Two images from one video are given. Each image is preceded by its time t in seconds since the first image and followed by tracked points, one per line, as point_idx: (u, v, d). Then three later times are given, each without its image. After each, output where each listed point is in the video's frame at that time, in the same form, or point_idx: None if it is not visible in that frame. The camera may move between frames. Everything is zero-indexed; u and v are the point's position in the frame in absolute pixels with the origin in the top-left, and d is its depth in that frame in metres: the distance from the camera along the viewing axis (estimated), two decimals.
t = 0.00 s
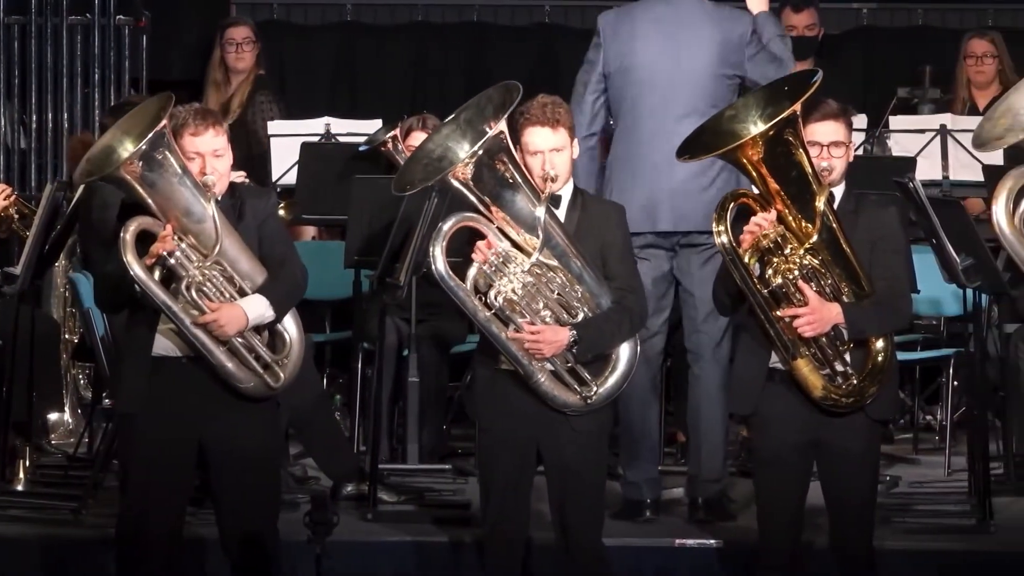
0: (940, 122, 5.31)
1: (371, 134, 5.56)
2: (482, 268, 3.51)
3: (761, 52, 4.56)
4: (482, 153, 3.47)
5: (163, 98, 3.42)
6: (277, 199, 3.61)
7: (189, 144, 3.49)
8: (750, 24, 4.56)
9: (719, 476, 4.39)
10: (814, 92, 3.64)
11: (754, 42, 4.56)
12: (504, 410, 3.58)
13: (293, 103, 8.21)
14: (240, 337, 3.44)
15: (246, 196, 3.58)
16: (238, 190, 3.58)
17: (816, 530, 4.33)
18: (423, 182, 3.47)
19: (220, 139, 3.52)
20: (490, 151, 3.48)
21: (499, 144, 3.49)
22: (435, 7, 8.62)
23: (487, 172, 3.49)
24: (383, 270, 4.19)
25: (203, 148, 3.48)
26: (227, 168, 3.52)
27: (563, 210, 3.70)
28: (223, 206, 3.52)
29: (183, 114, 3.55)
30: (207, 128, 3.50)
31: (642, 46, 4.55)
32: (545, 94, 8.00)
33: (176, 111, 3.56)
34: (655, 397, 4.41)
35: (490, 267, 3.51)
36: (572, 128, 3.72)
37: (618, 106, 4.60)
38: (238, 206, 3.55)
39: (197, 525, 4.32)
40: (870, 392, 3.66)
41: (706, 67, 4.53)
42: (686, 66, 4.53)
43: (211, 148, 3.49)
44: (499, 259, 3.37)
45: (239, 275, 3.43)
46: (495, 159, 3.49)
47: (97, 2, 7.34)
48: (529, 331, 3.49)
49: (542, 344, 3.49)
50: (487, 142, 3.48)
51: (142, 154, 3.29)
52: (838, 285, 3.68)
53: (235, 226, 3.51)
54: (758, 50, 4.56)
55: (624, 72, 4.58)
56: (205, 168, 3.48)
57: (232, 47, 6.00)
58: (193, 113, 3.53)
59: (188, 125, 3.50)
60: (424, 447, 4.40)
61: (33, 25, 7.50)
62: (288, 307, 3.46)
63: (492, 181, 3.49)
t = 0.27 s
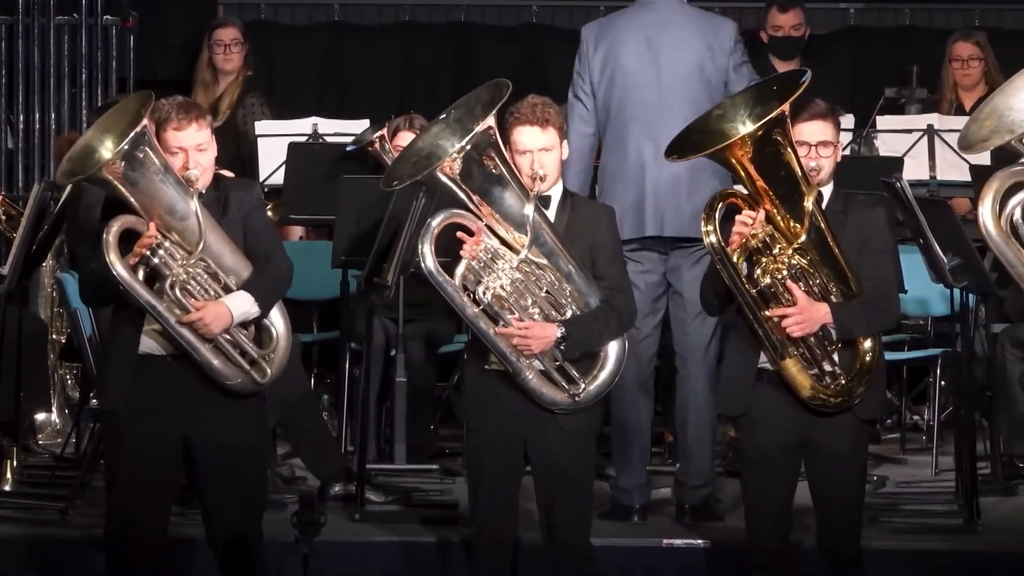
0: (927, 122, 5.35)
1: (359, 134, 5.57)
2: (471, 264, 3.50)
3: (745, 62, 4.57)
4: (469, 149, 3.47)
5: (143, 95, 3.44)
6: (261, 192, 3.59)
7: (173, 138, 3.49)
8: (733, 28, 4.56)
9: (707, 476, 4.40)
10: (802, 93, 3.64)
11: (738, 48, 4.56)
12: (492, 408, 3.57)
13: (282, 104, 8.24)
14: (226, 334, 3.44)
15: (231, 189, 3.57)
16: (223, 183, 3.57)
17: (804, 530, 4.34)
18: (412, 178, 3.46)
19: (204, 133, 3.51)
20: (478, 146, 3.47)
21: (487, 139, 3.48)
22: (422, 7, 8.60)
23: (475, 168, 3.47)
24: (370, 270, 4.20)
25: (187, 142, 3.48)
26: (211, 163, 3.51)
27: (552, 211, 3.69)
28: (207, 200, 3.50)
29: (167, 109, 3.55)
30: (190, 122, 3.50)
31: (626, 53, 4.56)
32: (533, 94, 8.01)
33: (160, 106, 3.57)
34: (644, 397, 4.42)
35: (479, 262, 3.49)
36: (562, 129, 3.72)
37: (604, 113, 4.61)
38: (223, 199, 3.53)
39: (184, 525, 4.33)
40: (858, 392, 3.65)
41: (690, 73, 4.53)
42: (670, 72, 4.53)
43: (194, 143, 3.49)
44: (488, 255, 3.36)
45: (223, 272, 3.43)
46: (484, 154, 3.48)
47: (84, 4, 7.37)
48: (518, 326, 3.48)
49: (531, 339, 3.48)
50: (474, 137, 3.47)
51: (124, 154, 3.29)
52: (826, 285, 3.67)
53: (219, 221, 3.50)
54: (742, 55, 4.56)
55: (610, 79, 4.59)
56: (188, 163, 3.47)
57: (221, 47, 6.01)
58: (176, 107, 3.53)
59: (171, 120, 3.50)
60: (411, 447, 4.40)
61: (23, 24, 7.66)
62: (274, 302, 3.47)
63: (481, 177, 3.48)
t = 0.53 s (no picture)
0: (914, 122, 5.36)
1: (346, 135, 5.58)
2: (458, 255, 3.50)
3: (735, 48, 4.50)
4: (456, 139, 3.51)
5: (129, 91, 3.43)
6: (245, 187, 3.61)
7: (158, 134, 3.49)
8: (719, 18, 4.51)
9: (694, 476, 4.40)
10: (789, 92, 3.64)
11: (726, 37, 4.51)
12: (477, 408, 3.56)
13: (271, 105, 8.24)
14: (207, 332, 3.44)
15: (215, 184, 3.58)
16: (208, 178, 3.58)
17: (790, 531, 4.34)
18: (397, 166, 3.48)
19: (189, 129, 3.52)
20: (466, 136, 3.51)
21: (475, 129, 3.51)
22: (410, 7, 8.43)
23: (464, 159, 3.51)
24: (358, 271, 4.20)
25: (172, 138, 3.49)
26: (196, 158, 3.54)
27: (541, 213, 3.70)
28: (191, 196, 3.52)
29: (151, 104, 3.53)
30: (175, 118, 3.50)
31: (611, 53, 4.57)
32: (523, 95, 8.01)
33: (145, 99, 3.56)
34: (634, 396, 4.43)
35: (467, 254, 3.50)
36: (552, 129, 3.72)
37: (594, 115, 4.63)
38: (207, 194, 3.55)
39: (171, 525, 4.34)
40: (847, 392, 3.64)
41: (677, 68, 4.51)
42: (656, 69, 4.52)
43: (180, 138, 3.50)
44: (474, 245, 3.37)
45: (205, 270, 3.43)
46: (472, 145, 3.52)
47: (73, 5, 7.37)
48: (503, 318, 3.48)
49: (517, 332, 3.47)
50: (462, 127, 3.51)
51: (110, 151, 3.29)
52: (814, 284, 3.66)
53: (203, 218, 3.51)
54: (730, 43, 4.51)
55: (598, 81, 4.60)
56: (173, 159, 3.49)
57: (210, 48, 6.06)
58: (161, 102, 3.52)
59: (156, 116, 3.49)
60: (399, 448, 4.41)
61: (13, 25, 7.68)
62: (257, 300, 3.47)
63: (470, 169, 3.52)
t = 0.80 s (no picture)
0: (902, 122, 5.36)
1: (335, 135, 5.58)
2: (447, 252, 3.49)
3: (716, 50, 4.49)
4: (444, 136, 3.52)
5: (117, 91, 3.42)
6: (233, 189, 3.60)
7: (146, 135, 3.49)
8: (702, 19, 4.49)
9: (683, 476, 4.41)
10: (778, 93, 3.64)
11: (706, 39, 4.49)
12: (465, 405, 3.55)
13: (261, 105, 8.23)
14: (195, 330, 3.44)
15: (204, 187, 3.57)
16: (196, 180, 3.57)
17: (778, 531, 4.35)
18: (386, 163, 3.51)
19: (177, 130, 3.51)
20: (455, 132, 3.53)
21: (464, 125, 3.53)
22: (399, 7, 8.47)
23: (453, 156, 3.53)
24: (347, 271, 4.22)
25: (160, 139, 3.49)
26: (184, 159, 3.54)
27: (530, 216, 3.70)
28: (179, 198, 3.51)
29: (139, 105, 3.54)
30: (163, 119, 3.50)
31: (595, 56, 4.62)
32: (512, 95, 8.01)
33: (133, 100, 3.56)
34: (624, 397, 4.44)
35: (456, 251, 3.49)
36: (543, 131, 3.72)
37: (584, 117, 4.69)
38: (195, 196, 3.54)
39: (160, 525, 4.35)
40: (836, 392, 3.62)
41: (658, 69, 4.52)
42: (637, 70, 4.54)
43: (168, 139, 3.50)
44: (462, 242, 3.37)
45: (193, 269, 3.43)
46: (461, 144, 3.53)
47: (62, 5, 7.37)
48: (489, 317, 3.48)
49: (504, 330, 3.47)
50: (450, 123, 3.53)
51: (95, 149, 3.28)
52: (803, 284, 3.65)
53: (191, 219, 3.51)
54: (710, 46, 4.49)
55: (585, 84, 4.66)
56: (161, 160, 3.49)
57: (203, 45, 6.13)
58: (149, 104, 3.52)
59: (144, 117, 3.50)
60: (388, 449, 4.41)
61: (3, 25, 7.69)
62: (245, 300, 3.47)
63: (459, 166, 3.53)
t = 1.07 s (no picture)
0: (889, 122, 5.37)
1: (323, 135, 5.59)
2: (433, 253, 3.49)
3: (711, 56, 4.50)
4: (431, 135, 3.53)
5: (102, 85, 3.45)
6: (221, 189, 3.61)
7: (133, 134, 3.50)
8: (699, 23, 4.50)
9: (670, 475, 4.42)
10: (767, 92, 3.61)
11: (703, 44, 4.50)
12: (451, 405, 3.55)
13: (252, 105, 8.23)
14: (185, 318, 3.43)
15: (191, 186, 3.59)
16: (183, 181, 3.59)
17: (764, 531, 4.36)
18: (373, 163, 3.52)
19: (164, 129, 3.52)
20: (442, 132, 3.53)
21: (451, 126, 3.53)
22: (387, 7, 8.46)
23: (439, 156, 3.52)
24: (334, 270, 4.21)
25: (147, 138, 3.49)
26: (171, 159, 3.54)
27: (519, 216, 3.68)
28: (167, 196, 3.52)
29: (127, 105, 3.56)
30: (150, 117, 3.51)
31: (591, 54, 4.62)
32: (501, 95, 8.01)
33: (121, 102, 3.58)
34: (613, 396, 4.44)
35: (442, 253, 3.49)
36: (531, 131, 3.72)
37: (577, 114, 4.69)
38: (183, 195, 3.55)
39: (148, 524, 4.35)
40: (824, 391, 3.62)
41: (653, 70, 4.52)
42: (632, 70, 4.55)
43: (155, 138, 3.50)
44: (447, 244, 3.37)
45: (182, 255, 3.42)
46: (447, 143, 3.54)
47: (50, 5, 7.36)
48: (475, 317, 3.47)
49: (490, 330, 3.47)
50: (438, 123, 3.53)
51: (78, 135, 3.30)
52: (791, 284, 3.65)
53: (179, 216, 3.52)
54: (706, 51, 4.50)
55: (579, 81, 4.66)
56: (149, 159, 3.48)
57: (201, 47, 6.09)
58: (136, 104, 3.54)
59: (131, 116, 3.51)
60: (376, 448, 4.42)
61: None
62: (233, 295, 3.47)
63: (446, 166, 3.53)
